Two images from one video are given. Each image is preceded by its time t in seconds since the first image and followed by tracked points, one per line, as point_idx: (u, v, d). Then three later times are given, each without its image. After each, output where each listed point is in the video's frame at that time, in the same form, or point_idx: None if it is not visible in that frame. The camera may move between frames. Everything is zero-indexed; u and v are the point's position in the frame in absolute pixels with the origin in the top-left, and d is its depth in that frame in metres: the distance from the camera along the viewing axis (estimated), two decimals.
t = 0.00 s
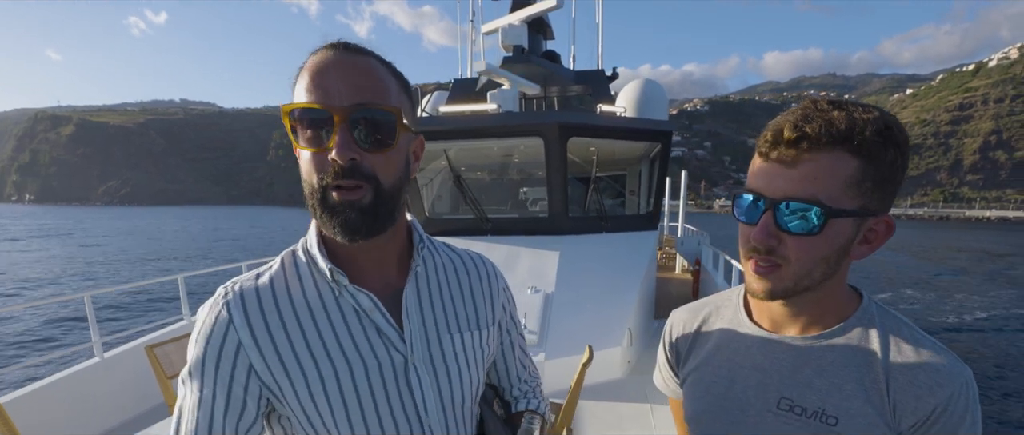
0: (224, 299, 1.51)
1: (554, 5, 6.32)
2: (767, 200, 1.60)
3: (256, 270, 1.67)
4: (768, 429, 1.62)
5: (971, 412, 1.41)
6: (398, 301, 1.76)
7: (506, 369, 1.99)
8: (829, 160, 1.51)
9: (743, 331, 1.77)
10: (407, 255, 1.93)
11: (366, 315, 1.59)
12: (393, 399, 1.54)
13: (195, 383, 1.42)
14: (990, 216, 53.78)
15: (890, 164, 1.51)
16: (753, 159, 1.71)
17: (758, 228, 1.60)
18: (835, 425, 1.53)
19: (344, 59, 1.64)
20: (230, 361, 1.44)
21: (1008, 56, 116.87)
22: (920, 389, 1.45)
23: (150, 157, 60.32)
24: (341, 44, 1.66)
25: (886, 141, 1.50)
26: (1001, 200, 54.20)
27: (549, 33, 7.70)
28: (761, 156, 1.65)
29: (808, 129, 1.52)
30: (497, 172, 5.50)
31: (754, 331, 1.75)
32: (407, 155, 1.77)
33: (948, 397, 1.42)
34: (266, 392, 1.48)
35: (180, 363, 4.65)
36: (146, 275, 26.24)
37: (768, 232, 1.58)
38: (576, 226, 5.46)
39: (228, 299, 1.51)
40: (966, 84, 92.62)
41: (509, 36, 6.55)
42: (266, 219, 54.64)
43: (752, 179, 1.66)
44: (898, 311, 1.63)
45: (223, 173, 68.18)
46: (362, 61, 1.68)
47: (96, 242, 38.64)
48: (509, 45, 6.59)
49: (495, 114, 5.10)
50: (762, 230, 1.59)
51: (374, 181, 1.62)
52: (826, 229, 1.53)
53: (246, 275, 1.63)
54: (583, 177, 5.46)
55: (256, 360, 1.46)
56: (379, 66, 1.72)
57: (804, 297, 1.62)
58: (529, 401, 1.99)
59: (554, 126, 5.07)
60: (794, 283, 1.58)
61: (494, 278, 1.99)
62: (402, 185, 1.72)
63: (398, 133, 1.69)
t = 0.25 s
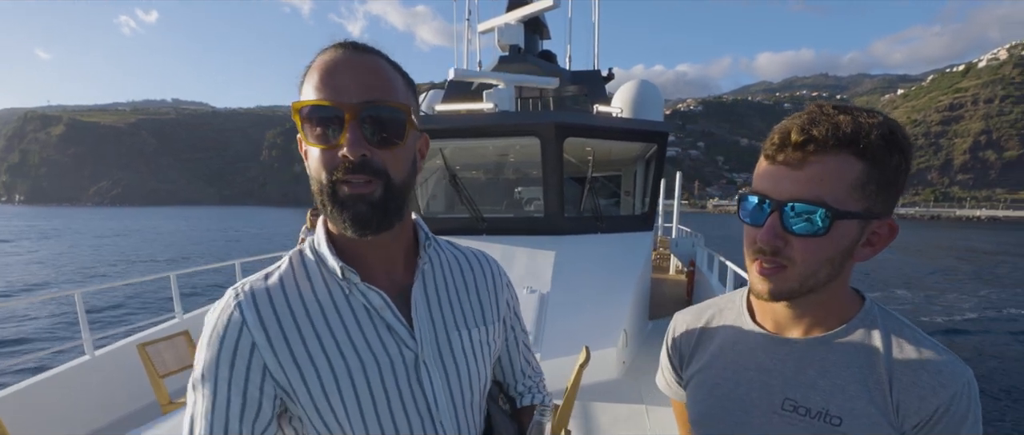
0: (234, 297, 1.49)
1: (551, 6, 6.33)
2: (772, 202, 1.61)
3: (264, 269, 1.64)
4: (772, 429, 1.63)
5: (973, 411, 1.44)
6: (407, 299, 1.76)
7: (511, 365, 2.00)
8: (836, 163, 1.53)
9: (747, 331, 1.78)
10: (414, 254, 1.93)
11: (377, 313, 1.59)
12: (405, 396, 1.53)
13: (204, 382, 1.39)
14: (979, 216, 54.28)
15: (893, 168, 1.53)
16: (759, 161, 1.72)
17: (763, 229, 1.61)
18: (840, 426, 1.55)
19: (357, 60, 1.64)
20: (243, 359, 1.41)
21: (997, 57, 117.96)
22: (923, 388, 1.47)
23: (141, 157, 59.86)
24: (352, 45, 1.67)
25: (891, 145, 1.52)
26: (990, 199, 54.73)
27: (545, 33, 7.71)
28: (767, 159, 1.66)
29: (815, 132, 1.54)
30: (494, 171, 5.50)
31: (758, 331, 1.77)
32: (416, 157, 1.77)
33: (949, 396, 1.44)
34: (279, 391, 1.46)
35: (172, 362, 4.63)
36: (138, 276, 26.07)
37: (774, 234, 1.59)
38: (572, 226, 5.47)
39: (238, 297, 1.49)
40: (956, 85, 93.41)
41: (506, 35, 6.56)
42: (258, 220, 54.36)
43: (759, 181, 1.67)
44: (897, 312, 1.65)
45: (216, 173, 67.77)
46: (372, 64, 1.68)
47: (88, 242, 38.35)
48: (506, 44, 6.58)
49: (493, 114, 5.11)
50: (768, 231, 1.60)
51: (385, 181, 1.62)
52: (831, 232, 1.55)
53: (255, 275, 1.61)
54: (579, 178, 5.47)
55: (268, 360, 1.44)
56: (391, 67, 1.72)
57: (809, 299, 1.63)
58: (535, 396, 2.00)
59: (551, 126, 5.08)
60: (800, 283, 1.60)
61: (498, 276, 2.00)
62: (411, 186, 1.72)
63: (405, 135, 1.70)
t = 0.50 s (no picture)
0: (251, 293, 1.48)
1: (547, 5, 6.33)
2: (777, 202, 1.62)
3: (277, 267, 1.63)
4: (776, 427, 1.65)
5: (972, 409, 1.46)
6: (419, 294, 1.76)
7: (520, 358, 2.00)
8: (840, 164, 1.55)
9: (750, 330, 1.80)
10: (421, 249, 1.92)
11: (392, 308, 1.58)
12: (422, 389, 1.52)
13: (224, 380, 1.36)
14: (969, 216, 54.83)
15: (895, 169, 1.55)
16: (763, 162, 1.73)
17: (768, 229, 1.62)
18: (843, 425, 1.56)
19: (368, 58, 1.64)
20: (264, 356, 1.39)
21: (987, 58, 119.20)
22: (923, 387, 1.49)
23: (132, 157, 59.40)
24: (362, 43, 1.66)
25: (893, 147, 1.55)
26: (979, 199, 55.30)
27: (541, 32, 7.70)
28: (770, 160, 1.68)
29: (820, 133, 1.56)
30: (489, 170, 5.51)
31: (761, 331, 1.78)
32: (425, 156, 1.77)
33: (949, 394, 1.46)
34: (299, 386, 1.44)
35: (164, 359, 4.62)
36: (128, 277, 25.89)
37: (778, 234, 1.60)
38: (568, 226, 5.47)
39: (256, 294, 1.47)
40: (946, 86, 94.31)
41: (502, 34, 6.55)
42: (251, 220, 54.09)
43: (762, 181, 1.69)
44: (899, 311, 1.67)
45: (208, 172, 67.29)
46: (382, 62, 1.68)
47: (79, 243, 37.96)
48: (502, 43, 6.58)
49: (490, 113, 5.12)
50: (772, 231, 1.61)
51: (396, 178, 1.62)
52: (834, 231, 1.56)
53: (269, 272, 1.59)
54: (574, 177, 5.48)
55: (288, 355, 1.42)
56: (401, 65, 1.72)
57: (811, 299, 1.65)
58: (542, 389, 1.99)
59: (547, 125, 5.09)
60: (803, 283, 1.61)
61: (506, 271, 2.00)
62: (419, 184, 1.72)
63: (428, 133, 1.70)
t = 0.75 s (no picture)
0: (243, 292, 1.46)
1: (534, 4, 6.34)
2: (767, 198, 1.64)
3: (267, 264, 1.61)
4: (762, 423, 1.66)
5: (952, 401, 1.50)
6: (410, 286, 1.74)
7: (511, 345, 1.99)
8: (827, 161, 1.58)
9: (737, 326, 1.81)
10: (412, 242, 1.90)
11: (382, 302, 1.56)
12: (413, 381, 1.51)
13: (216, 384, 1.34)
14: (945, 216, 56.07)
15: (880, 167, 1.58)
16: (753, 156, 1.75)
17: (758, 225, 1.64)
18: (826, 418, 1.58)
19: (363, 54, 1.64)
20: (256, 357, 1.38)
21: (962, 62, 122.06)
22: (905, 379, 1.52)
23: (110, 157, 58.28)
24: (358, 40, 1.66)
25: (879, 144, 1.58)
26: (955, 199, 56.60)
27: (528, 31, 7.70)
28: (758, 156, 1.70)
29: (810, 130, 1.58)
30: (474, 168, 5.51)
31: (747, 327, 1.80)
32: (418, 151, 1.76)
33: (931, 386, 1.49)
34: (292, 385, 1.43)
35: (143, 356, 4.55)
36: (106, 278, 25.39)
37: (768, 229, 1.62)
38: (554, 225, 5.49)
39: (247, 292, 1.45)
40: (924, 89, 96.30)
41: (488, 31, 6.55)
42: (233, 220, 53.44)
43: (751, 179, 1.71)
44: (881, 307, 1.70)
45: (189, 172, 66.27)
46: (375, 56, 1.67)
47: (55, 244, 37.06)
48: (488, 41, 6.58)
49: (477, 111, 5.11)
50: (762, 227, 1.63)
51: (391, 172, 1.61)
52: (822, 227, 1.59)
53: (260, 271, 1.57)
54: (560, 176, 5.50)
55: (281, 354, 1.41)
56: (396, 60, 1.72)
57: (798, 294, 1.68)
58: (534, 374, 1.97)
59: (533, 124, 5.10)
60: (792, 277, 1.63)
61: (495, 261, 1.99)
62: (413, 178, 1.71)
63: (426, 128, 1.73)
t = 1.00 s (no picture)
0: (237, 294, 1.45)
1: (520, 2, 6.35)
2: (765, 198, 1.66)
3: (261, 264, 1.59)
4: (754, 422, 1.70)
5: (935, 399, 1.54)
6: (405, 284, 1.72)
7: (508, 338, 1.99)
8: (826, 163, 1.60)
9: (730, 326, 1.84)
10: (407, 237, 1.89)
11: (376, 301, 1.54)
12: (407, 378, 1.50)
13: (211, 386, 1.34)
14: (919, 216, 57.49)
15: (873, 169, 1.63)
16: (750, 157, 1.78)
17: (757, 226, 1.66)
18: (816, 416, 1.61)
19: (362, 55, 1.63)
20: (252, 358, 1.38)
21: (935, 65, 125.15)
22: (892, 378, 1.56)
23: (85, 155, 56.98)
24: (356, 40, 1.65)
25: (873, 147, 1.62)
26: (928, 200, 58.03)
27: (514, 29, 7.71)
28: (755, 157, 1.73)
29: (808, 131, 1.61)
30: (460, 166, 5.52)
31: (740, 326, 1.82)
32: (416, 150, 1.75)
33: (918, 385, 1.53)
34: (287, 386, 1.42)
35: (123, 355, 4.47)
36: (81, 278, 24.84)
37: (767, 230, 1.65)
38: (540, 224, 5.51)
39: (242, 294, 1.45)
40: (899, 92, 98.48)
41: (474, 29, 6.54)
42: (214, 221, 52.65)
43: (747, 179, 1.74)
44: (871, 308, 1.74)
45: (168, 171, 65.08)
46: (374, 55, 1.66)
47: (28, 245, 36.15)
48: (474, 38, 6.56)
49: (464, 109, 5.10)
50: (761, 228, 1.65)
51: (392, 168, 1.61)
52: (821, 228, 1.62)
53: (255, 271, 1.55)
54: (546, 175, 5.52)
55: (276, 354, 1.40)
56: (394, 59, 1.70)
57: (791, 295, 1.71)
58: (532, 367, 1.96)
59: (520, 122, 5.10)
60: (789, 277, 1.66)
61: (491, 256, 1.97)
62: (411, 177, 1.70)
63: (421, 126, 1.72)
